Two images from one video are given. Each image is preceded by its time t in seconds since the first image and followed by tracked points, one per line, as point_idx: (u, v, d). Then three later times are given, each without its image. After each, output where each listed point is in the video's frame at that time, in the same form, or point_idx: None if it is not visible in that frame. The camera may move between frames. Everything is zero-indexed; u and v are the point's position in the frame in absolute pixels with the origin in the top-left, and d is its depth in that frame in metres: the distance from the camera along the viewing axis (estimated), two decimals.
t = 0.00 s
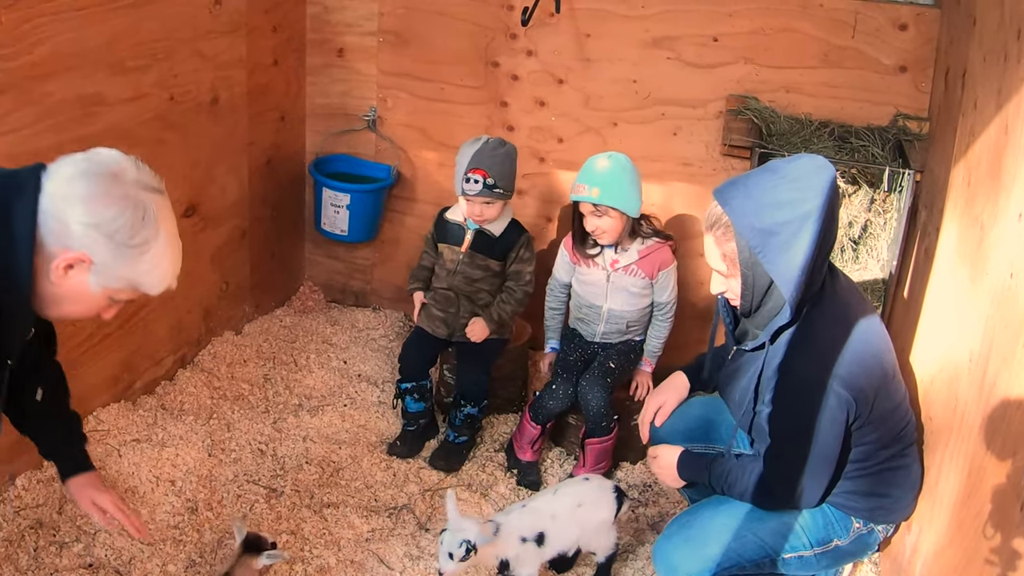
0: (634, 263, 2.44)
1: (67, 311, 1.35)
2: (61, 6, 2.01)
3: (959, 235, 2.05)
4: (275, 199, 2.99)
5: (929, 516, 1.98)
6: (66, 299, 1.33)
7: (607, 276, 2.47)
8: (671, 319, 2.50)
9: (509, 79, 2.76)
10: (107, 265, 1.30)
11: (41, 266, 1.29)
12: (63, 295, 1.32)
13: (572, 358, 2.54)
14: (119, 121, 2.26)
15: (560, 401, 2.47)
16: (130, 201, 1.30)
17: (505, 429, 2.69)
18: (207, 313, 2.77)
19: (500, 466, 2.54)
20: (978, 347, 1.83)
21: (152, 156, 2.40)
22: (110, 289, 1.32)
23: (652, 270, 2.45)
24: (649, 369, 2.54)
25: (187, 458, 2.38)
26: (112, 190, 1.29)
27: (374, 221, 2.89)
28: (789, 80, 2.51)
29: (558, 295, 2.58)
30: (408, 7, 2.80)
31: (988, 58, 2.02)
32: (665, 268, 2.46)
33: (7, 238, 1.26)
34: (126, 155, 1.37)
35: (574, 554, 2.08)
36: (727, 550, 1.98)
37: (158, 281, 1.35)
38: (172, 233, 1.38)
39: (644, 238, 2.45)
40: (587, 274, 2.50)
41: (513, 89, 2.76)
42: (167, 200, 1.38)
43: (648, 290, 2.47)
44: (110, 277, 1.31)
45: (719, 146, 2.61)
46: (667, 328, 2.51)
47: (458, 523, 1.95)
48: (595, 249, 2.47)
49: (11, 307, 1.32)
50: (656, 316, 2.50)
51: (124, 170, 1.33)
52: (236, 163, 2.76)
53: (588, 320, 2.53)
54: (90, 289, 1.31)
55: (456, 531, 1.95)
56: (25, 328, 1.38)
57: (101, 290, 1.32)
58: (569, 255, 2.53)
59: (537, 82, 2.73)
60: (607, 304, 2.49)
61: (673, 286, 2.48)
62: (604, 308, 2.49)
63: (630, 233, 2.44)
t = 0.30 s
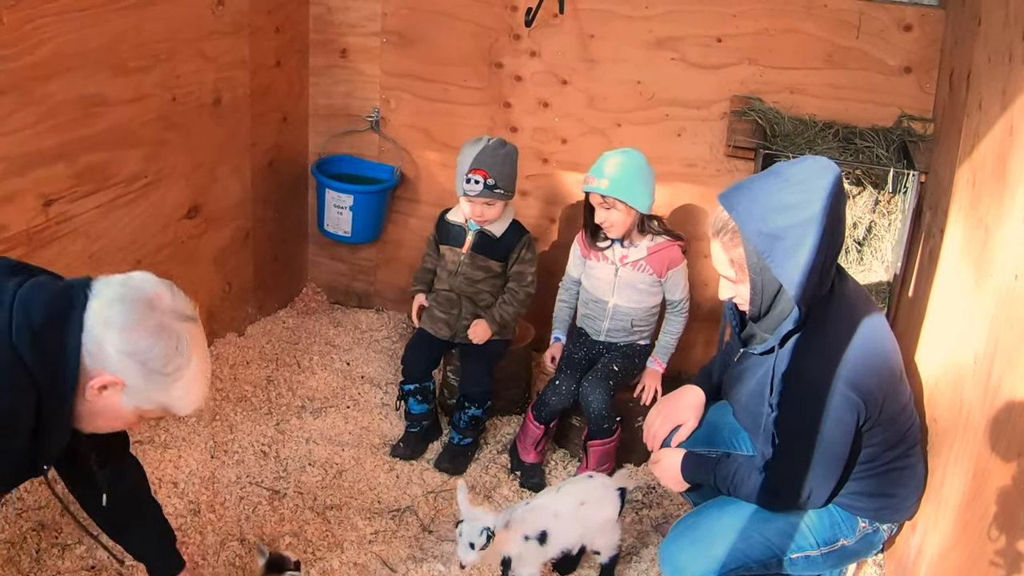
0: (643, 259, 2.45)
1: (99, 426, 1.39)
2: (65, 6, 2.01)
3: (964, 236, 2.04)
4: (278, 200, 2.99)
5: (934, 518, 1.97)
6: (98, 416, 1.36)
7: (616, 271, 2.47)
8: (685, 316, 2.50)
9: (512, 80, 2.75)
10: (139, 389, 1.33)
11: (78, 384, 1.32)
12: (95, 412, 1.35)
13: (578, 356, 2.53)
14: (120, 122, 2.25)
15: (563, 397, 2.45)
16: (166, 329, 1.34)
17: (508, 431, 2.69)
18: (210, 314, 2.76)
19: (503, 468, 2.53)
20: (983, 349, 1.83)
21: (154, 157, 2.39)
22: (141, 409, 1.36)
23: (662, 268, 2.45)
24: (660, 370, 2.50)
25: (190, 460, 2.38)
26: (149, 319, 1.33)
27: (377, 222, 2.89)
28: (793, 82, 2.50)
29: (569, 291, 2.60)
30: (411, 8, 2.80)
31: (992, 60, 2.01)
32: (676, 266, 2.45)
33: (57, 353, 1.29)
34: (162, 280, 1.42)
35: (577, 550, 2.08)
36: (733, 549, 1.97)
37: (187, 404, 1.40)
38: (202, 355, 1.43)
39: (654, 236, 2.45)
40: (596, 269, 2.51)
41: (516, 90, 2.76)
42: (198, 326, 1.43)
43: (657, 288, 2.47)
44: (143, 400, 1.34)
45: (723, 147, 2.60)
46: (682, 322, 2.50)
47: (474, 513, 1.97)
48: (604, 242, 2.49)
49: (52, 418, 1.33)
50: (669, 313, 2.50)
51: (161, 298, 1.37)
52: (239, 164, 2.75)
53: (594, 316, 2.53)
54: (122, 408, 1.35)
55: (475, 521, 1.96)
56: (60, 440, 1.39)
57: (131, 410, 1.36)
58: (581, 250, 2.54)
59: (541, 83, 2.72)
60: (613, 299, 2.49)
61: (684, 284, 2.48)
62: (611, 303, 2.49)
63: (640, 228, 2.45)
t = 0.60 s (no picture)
0: (649, 261, 2.44)
1: (100, 459, 1.41)
2: (67, 7, 2.01)
3: (968, 238, 2.03)
4: (281, 201, 2.98)
5: (938, 520, 1.97)
6: (102, 451, 1.38)
7: (622, 272, 2.47)
8: (693, 314, 2.51)
9: (515, 80, 2.74)
10: (144, 435, 1.35)
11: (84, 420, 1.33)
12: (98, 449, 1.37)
13: (582, 356, 2.52)
14: (123, 123, 2.25)
15: (565, 398, 2.44)
16: (175, 378, 1.36)
17: (512, 432, 2.68)
18: (213, 315, 2.75)
19: (507, 470, 2.53)
20: (988, 351, 1.82)
21: (157, 158, 2.39)
22: (144, 451, 1.38)
23: (668, 271, 2.45)
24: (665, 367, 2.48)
25: (192, 462, 2.37)
26: (159, 367, 1.34)
27: (380, 223, 2.88)
28: (798, 83, 2.50)
29: (574, 291, 2.59)
30: (414, 8, 2.79)
31: (997, 60, 2.01)
32: (682, 267, 2.45)
33: (63, 383, 1.30)
34: (173, 320, 1.43)
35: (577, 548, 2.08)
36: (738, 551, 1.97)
37: (192, 450, 1.42)
38: (208, 394, 1.44)
39: (662, 238, 2.45)
40: (602, 271, 2.51)
41: (520, 91, 2.75)
42: (207, 370, 1.45)
43: (664, 290, 2.47)
44: (148, 445, 1.37)
45: (727, 148, 2.59)
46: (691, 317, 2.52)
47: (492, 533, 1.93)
48: (611, 244, 2.48)
49: (54, 450, 1.32)
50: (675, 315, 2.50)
51: (174, 342, 1.38)
52: (242, 165, 2.74)
53: (599, 318, 2.53)
54: (126, 450, 1.37)
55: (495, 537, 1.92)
56: (62, 472, 1.37)
57: (134, 452, 1.38)
58: (587, 251, 2.54)
59: (544, 84, 2.71)
60: (619, 301, 2.49)
61: (690, 286, 2.48)
62: (617, 305, 2.49)
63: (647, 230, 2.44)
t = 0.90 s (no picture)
0: (650, 261, 2.45)
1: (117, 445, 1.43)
2: (70, 7, 2.00)
3: (973, 238, 2.02)
4: (284, 202, 2.98)
5: (943, 522, 1.96)
6: (109, 437, 1.40)
7: (624, 273, 2.48)
8: (695, 317, 2.49)
9: (519, 80, 2.74)
10: (149, 418, 1.37)
11: (83, 408, 1.36)
12: (106, 435, 1.39)
13: (585, 359, 2.50)
14: (125, 123, 2.24)
15: (568, 400, 2.43)
16: (171, 356, 1.36)
17: (516, 433, 2.67)
18: (216, 316, 2.75)
19: (511, 471, 2.52)
20: (992, 352, 1.81)
21: (160, 159, 2.38)
22: (154, 433, 1.40)
23: (669, 271, 2.45)
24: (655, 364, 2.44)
25: (195, 463, 2.37)
26: (151, 347, 1.34)
27: (383, 224, 2.87)
28: (802, 83, 2.49)
29: (577, 293, 2.59)
30: (417, 8, 2.78)
31: (1002, 60, 2.00)
32: (683, 266, 2.45)
33: (56, 374, 1.33)
34: (170, 293, 1.43)
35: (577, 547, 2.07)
36: (743, 552, 1.96)
37: (203, 426, 1.42)
38: (215, 371, 1.44)
39: (663, 238, 2.46)
40: (603, 273, 2.51)
41: (524, 91, 2.74)
42: (210, 342, 1.44)
43: (665, 290, 2.47)
44: (154, 425, 1.38)
45: (731, 148, 2.59)
46: (692, 322, 2.49)
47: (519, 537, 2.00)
48: (611, 245, 2.48)
49: (52, 442, 1.38)
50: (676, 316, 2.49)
51: (167, 319, 1.38)
52: (245, 165, 2.74)
53: (602, 320, 2.53)
54: (134, 433, 1.38)
55: (538, 543, 1.99)
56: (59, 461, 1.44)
57: (145, 436, 1.39)
58: (589, 254, 2.55)
59: (548, 84, 2.71)
60: (621, 302, 2.49)
61: (692, 286, 2.47)
62: (619, 306, 2.49)
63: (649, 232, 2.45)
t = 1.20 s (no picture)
0: (652, 261, 2.44)
1: (115, 392, 1.45)
2: (72, 7, 1.99)
3: (978, 238, 2.01)
4: (287, 202, 2.97)
5: (948, 523, 1.95)
6: (105, 384, 1.42)
7: (626, 273, 2.47)
8: (697, 318, 2.48)
9: (523, 80, 2.73)
10: (141, 358, 1.39)
11: (75, 357, 1.39)
12: (101, 383, 1.42)
13: (589, 360, 2.49)
14: (127, 123, 2.23)
15: (572, 401, 2.42)
16: (156, 291, 1.38)
17: (519, 434, 2.66)
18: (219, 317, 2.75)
19: (514, 472, 2.51)
20: (998, 352, 1.80)
21: (162, 159, 2.37)
22: (148, 373, 1.42)
23: (671, 270, 2.44)
24: (654, 364, 2.43)
25: (198, 464, 2.36)
26: (134, 284, 1.36)
27: (386, 224, 2.86)
28: (806, 82, 2.48)
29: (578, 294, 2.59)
30: (420, 8, 2.78)
31: (1006, 60, 1.99)
32: (685, 266, 2.44)
33: (42, 322, 1.35)
34: (150, 229, 1.44)
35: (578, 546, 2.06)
36: (748, 554, 1.95)
37: (198, 360, 1.45)
38: (205, 306, 1.45)
39: (663, 237, 2.45)
40: (605, 274, 2.51)
41: (527, 91, 2.73)
42: (195, 274, 1.46)
43: (667, 290, 2.46)
44: (149, 363, 1.40)
45: (736, 148, 2.58)
46: (693, 324, 2.48)
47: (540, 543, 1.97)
48: (613, 246, 2.48)
49: (47, 398, 1.40)
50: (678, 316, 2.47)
51: (149, 255, 1.40)
52: (248, 166, 2.73)
53: (606, 320, 2.53)
54: (129, 376, 1.41)
55: (560, 550, 1.97)
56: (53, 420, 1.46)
57: (140, 377, 1.42)
58: (590, 254, 2.54)
59: (551, 84, 2.70)
60: (624, 303, 2.49)
61: (694, 286, 2.46)
62: (622, 306, 2.49)
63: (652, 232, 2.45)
